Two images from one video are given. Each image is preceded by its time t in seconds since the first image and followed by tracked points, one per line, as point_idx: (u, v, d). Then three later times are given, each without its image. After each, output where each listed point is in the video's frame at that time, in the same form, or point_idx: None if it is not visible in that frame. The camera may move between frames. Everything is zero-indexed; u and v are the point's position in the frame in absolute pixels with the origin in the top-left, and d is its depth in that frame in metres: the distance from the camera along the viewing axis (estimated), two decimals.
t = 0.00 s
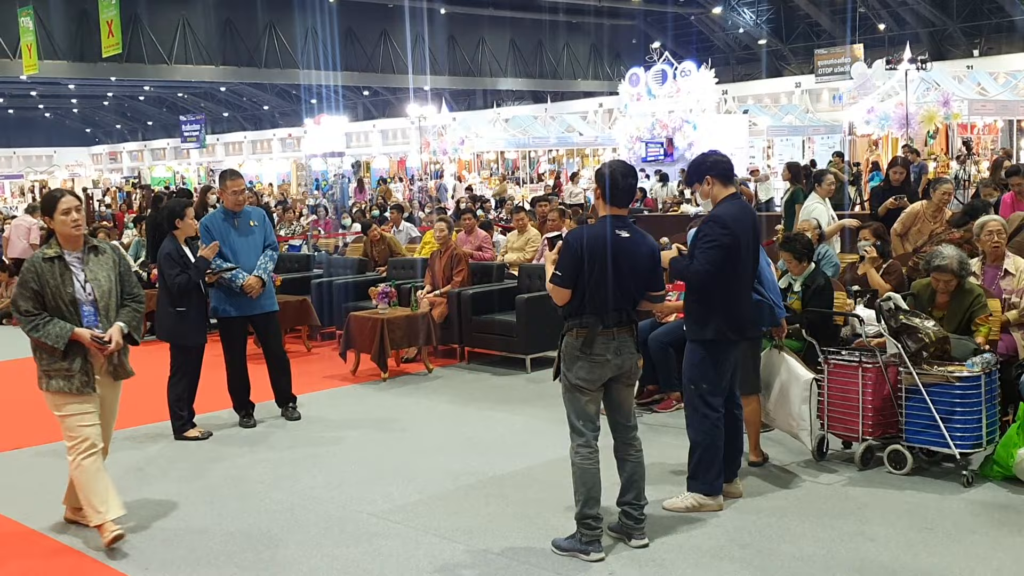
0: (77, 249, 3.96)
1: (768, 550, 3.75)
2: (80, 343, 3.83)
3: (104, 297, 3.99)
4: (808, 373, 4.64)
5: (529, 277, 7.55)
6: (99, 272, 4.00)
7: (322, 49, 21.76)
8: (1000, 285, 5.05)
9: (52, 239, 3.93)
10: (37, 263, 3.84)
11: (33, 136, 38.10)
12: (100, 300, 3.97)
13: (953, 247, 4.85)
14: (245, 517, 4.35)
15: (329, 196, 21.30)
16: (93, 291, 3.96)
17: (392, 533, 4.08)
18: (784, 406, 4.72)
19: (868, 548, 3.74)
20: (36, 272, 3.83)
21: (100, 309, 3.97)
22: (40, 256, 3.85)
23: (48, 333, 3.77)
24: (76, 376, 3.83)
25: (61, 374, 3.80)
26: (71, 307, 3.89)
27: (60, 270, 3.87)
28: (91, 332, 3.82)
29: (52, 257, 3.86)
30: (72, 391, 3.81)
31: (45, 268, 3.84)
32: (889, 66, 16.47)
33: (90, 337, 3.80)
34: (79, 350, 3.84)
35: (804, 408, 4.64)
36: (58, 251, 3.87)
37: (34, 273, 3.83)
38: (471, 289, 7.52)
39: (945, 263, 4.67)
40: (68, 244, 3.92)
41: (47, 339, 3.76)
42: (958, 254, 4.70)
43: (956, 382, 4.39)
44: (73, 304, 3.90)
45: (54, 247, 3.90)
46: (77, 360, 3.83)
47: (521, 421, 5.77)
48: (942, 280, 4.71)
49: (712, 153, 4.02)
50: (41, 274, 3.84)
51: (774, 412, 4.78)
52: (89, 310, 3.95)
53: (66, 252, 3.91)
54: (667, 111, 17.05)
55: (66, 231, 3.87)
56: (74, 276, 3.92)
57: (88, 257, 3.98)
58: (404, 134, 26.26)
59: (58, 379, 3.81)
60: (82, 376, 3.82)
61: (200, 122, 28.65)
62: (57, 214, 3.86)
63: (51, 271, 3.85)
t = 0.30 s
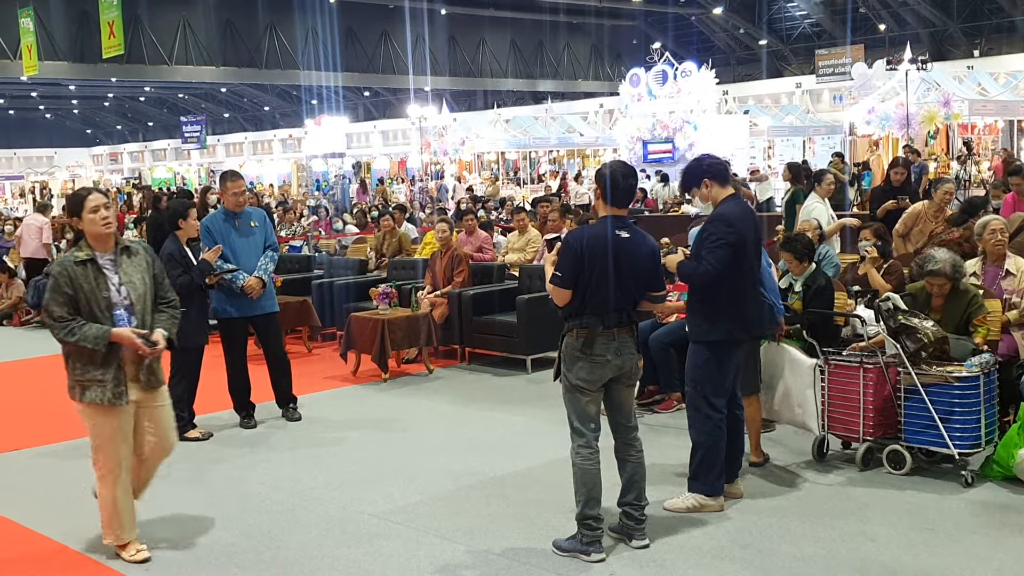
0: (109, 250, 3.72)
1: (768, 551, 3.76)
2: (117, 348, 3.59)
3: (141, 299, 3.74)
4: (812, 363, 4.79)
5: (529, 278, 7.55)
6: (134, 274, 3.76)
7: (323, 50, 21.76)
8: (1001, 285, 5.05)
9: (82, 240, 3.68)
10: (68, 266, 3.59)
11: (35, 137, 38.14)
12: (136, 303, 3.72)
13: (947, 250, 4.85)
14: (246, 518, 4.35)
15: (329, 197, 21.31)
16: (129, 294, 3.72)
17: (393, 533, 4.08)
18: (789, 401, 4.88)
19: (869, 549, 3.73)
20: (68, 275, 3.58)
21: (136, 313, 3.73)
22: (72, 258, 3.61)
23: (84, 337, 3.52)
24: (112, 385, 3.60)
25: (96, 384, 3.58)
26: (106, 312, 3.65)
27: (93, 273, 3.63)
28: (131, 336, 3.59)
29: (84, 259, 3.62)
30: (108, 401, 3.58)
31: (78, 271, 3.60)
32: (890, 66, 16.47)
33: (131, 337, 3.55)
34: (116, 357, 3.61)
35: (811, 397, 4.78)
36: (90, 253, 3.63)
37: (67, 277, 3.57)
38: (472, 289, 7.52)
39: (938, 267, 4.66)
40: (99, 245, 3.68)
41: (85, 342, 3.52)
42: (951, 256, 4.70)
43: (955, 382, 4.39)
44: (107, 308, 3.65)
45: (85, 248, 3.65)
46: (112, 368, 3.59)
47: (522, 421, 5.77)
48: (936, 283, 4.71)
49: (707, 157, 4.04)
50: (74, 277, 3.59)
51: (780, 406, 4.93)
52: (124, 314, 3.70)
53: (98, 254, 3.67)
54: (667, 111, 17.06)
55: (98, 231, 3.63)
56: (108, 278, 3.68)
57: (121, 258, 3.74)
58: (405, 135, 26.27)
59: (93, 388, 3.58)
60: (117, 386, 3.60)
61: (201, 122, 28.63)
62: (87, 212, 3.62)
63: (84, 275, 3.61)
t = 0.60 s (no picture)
0: (156, 257, 3.54)
1: (768, 551, 3.76)
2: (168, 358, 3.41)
3: (189, 308, 3.54)
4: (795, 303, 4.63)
5: (530, 278, 7.55)
6: (181, 281, 3.56)
7: (323, 50, 21.77)
8: (1001, 285, 5.04)
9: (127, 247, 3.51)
10: (114, 272, 3.42)
11: (35, 137, 38.16)
12: (184, 312, 3.52)
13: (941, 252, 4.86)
14: (246, 519, 4.35)
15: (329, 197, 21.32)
16: (177, 303, 3.52)
17: (393, 534, 4.08)
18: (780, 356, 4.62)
19: (869, 550, 3.73)
20: (114, 282, 3.40)
21: (184, 322, 3.52)
22: (117, 265, 3.44)
23: (134, 346, 3.35)
24: (159, 398, 3.41)
25: (143, 397, 3.40)
26: (153, 321, 3.46)
27: (140, 280, 3.45)
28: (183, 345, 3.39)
29: (130, 266, 3.44)
30: (154, 413, 3.40)
31: (123, 279, 3.42)
32: (890, 67, 16.46)
33: (186, 347, 3.37)
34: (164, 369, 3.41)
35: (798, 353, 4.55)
36: (136, 259, 3.46)
37: (113, 284, 3.40)
38: (472, 290, 7.52)
39: (932, 269, 4.67)
40: (145, 251, 3.50)
41: (137, 352, 3.35)
42: (945, 258, 4.71)
43: (944, 382, 4.41)
44: (155, 317, 3.46)
45: (131, 254, 3.48)
46: (160, 379, 3.41)
47: (522, 422, 5.77)
48: (930, 285, 4.71)
49: (708, 157, 4.03)
50: (121, 285, 3.42)
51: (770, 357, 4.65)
52: (172, 324, 3.51)
53: (144, 260, 3.49)
54: (667, 111, 17.07)
55: (145, 236, 3.45)
56: (154, 287, 3.50)
57: (168, 265, 3.55)
58: (405, 135, 26.29)
59: (139, 400, 3.40)
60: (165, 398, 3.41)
61: (201, 123, 28.61)
62: (135, 217, 3.46)
63: (131, 282, 3.43)
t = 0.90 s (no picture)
0: (212, 250, 3.25)
1: (770, 551, 3.75)
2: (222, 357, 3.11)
3: (245, 305, 3.25)
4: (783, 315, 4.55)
5: (532, 279, 7.54)
6: (238, 276, 3.27)
7: (324, 50, 21.77)
8: (1002, 285, 5.05)
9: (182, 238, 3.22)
10: (167, 265, 3.13)
11: (36, 138, 38.20)
12: (240, 309, 3.23)
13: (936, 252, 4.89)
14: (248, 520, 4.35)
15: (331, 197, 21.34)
16: (232, 298, 3.24)
17: (395, 534, 4.08)
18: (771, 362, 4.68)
19: (869, 551, 3.74)
20: (167, 275, 3.12)
21: (241, 319, 3.24)
22: (170, 257, 3.15)
23: (186, 345, 3.05)
24: (217, 397, 3.12)
25: (201, 395, 3.11)
26: (208, 316, 3.17)
27: (194, 273, 3.16)
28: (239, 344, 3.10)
29: (185, 258, 3.15)
30: (213, 412, 3.10)
31: (177, 272, 3.13)
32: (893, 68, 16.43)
33: (237, 347, 3.08)
34: (219, 367, 3.13)
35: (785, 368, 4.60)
36: (191, 252, 3.17)
37: (165, 277, 3.12)
38: (474, 290, 7.52)
39: (928, 268, 4.70)
40: (200, 244, 3.21)
41: (187, 351, 3.05)
42: (940, 258, 4.74)
43: (940, 381, 4.41)
44: (209, 313, 3.17)
45: (185, 247, 3.19)
46: (216, 378, 3.12)
47: (524, 422, 5.77)
48: (926, 284, 4.75)
49: (710, 158, 4.04)
50: (173, 278, 3.13)
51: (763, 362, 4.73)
52: (228, 321, 3.21)
53: (200, 253, 3.21)
54: (669, 112, 17.09)
55: (200, 228, 3.17)
56: (209, 281, 3.20)
57: (224, 259, 3.26)
58: (406, 136, 26.32)
59: (196, 400, 3.10)
60: (224, 398, 3.12)
61: (203, 124, 28.61)
62: (190, 207, 3.17)
63: (184, 275, 3.14)
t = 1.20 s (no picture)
0: (259, 259, 3.05)
1: (771, 553, 3.75)
2: (267, 377, 2.91)
3: (294, 317, 3.04)
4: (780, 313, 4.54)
5: (532, 280, 7.54)
6: (288, 286, 3.05)
7: (324, 52, 21.77)
8: (1001, 287, 5.05)
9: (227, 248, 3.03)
10: (211, 277, 2.95)
11: (36, 140, 38.22)
12: (289, 321, 3.03)
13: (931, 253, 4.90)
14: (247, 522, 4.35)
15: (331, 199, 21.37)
16: (281, 310, 3.02)
17: (395, 537, 4.07)
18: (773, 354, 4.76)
19: (869, 553, 3.73)
20: (210, 289, 2.93)
21: (290, 334, 3.02)
22: (215, 269, 2.96)
23: (229, 365, 2.87)
24: (265, 415, 2.92)
25: (245, 414, 2.91)
26: (256, 330, 2.97)
27: (240, 285, 2.96)
28: (284, 363, 2.89)
29: (230, 270, 2.96)
30: (259, 430, 2.91)
31: (221, 284, 2.94)
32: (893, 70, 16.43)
33: (281, 369, 2.88)
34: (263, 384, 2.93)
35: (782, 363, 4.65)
36: (236, 263, 2.98)
37: (209, 291, 2.93)
38: (474, 292, 7.51)
39: (921, 267, 4.72)
40: (246, 254, 3.02)
41: (228, 373, 2.87)
42: (933, 257, 4.76)
43: (944, 383, 4.43)
44: (256, 327, 2.97)
45: (231, 258, 3.00)
46: (263, 396, 2.92)
47: (524, 425, 5.77)
48: (920, 284, 4.74)
49: (709, 160, 4.05)
50: (218, 291, 2.94)
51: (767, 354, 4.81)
52: (277, 335, 3.01)
53: (245, 264, 3.01)
54: (669, 114, 17.08)
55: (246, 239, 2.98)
56: (257, 292, 3.01)
57: (272, 269, 3.04)
58: (406, 138, 26.35)
59: (240, 419, 2.92)
60: (272, 416, 2.92)
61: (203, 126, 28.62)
62: (230, 218, 3.00)
63: (230, 287, 2.95)
